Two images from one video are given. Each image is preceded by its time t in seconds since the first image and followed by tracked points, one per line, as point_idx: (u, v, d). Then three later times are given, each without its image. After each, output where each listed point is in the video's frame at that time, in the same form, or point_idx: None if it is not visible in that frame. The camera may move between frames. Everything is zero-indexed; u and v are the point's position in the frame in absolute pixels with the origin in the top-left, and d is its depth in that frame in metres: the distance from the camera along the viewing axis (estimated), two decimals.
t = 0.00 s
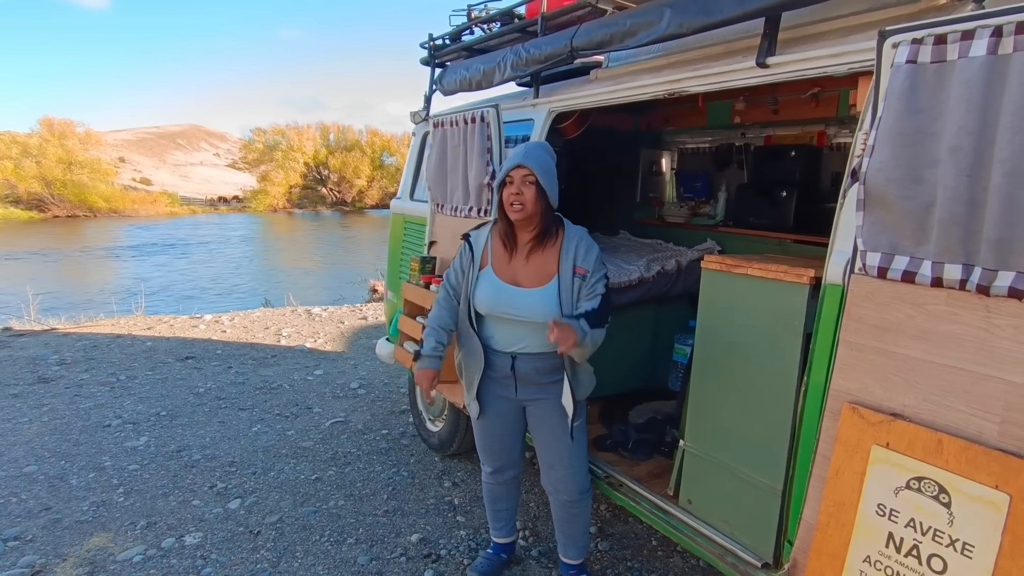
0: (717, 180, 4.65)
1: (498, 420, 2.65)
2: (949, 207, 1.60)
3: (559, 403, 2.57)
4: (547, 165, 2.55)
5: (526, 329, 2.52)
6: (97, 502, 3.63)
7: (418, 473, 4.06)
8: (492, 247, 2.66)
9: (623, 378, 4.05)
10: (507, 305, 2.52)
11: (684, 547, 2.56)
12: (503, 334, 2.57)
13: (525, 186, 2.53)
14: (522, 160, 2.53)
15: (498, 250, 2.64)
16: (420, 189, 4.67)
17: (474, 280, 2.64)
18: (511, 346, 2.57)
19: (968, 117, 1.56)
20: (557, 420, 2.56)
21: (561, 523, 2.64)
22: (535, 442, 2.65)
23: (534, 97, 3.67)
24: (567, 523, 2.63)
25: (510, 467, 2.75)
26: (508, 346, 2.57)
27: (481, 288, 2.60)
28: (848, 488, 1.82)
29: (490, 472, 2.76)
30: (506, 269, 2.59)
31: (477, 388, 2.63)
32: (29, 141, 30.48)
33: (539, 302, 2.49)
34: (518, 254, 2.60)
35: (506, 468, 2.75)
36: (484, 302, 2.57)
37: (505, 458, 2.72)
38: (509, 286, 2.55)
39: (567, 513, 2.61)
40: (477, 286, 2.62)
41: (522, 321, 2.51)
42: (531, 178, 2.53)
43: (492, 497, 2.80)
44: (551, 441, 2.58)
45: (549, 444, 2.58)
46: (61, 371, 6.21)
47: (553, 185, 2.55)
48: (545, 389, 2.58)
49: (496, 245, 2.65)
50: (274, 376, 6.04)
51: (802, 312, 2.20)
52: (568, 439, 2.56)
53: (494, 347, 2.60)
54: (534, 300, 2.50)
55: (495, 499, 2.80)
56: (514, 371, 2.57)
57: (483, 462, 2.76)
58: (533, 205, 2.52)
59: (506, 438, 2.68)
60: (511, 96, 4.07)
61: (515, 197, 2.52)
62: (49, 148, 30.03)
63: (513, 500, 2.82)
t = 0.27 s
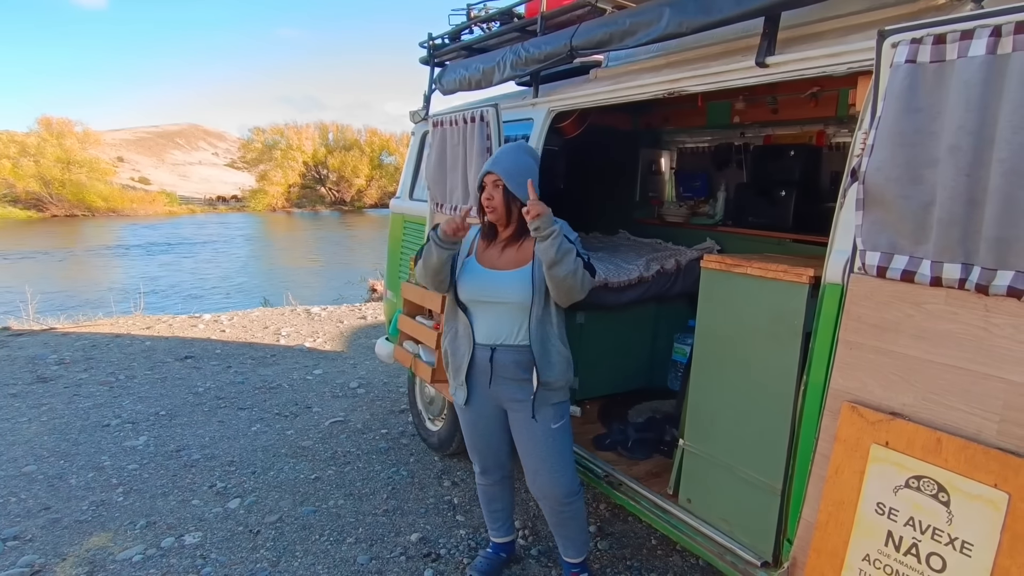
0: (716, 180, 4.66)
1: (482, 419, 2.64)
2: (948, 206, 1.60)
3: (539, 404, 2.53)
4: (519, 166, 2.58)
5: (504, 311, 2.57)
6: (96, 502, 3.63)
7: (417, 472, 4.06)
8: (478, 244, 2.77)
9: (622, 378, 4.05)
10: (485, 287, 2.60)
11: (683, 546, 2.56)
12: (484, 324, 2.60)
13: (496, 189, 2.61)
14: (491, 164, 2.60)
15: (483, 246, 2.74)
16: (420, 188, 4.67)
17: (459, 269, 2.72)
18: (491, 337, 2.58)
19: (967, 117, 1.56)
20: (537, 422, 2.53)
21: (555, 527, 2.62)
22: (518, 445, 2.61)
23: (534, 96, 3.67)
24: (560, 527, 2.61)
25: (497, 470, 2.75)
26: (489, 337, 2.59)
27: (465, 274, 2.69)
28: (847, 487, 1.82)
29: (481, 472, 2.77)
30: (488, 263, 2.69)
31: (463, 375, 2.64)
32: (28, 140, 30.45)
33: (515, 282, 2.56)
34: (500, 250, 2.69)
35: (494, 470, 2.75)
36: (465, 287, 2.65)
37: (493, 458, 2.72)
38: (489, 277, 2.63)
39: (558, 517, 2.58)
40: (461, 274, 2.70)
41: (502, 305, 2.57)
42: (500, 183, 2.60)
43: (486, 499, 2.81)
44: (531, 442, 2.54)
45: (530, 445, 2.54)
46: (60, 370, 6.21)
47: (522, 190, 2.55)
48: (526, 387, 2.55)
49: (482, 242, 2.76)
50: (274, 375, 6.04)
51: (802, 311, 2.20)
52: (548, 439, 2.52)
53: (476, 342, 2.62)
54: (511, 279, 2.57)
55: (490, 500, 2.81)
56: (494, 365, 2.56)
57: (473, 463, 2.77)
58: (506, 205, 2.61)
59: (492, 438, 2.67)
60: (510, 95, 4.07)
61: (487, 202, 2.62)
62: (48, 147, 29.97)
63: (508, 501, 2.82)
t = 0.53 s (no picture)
0: (717, 180, 4.67)
1: (480, 418, 2.65)
2: (950, 207, 1.60)
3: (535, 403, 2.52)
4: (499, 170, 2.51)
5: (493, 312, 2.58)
6: (98, 501, 3.64)
7: (419, 472, 4.07)
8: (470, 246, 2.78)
9: (623, 377, 4.06)
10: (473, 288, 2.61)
11: (685, 544, 2.56)
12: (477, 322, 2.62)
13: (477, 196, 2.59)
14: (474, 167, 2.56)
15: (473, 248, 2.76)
16: (421, 188, 4.68)
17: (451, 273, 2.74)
18: (484, 337, 2.60)
19: (969, 117, 1.56)
20: (534, 422, 2.52)
21: (555, 526, 2.63)
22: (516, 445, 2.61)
23: (535, 97, 3.68)
24: (560, 527, 2.62)
25: (496, 470, 2.75)
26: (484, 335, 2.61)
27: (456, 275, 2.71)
28: (849, 486, 1.82)
29: (481, 471, 2.77)
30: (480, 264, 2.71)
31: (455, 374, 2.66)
32: (27, 140, 30.44)
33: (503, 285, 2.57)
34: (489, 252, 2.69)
35: (494, 470, 2.75)
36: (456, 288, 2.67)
37: (492, 457, 2.72)
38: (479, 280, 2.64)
39: (556, 516, 2.59)
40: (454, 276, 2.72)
41: (490, 304, 2.58)
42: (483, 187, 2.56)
43: (488, 499, 2.82)
44: (527, 440, 2.54)
45: (526, 443, 2.54)
46: (61, 370, 6.21)
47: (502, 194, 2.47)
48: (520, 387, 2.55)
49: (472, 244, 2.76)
50: (275, 375, 6.05)
51: (803, 310, 2.21)
52: (542, 438, 2.52)
53: (471, 341, 2.63)
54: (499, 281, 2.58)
55: (491, 500, 2.82)
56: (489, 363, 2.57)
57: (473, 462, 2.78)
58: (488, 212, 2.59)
59: (490, 437, 2.67)
60: (512, 96, 4.07)
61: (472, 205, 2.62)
62: (48, 147, 29.96)
63: (509, 500, 2.83)
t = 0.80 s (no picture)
0: (718, 180, 4.67)
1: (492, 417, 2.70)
2: (953, 206, 1.61)
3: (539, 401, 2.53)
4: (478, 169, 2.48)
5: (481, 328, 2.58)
6: (100, 501, 3.64)
7: (420, 472, 4.07)
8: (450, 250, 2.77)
9: (625, 377, 4.06)
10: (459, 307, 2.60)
11: (686, 544, 2.56)
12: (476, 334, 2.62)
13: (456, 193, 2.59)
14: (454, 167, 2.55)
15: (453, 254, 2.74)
16: (422, 189, 4.68)
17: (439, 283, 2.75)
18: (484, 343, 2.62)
19: (971, 117, 1.57)
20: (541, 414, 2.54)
21: (561, 519, 2.64)
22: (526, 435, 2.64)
23: (536, 97, 3.68)
24: (566, 519, 2.63)
25: (504, 461, 2.75)
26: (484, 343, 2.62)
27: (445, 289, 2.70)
28: (851, 486, 1.83)
29: (488, 464, 2.77)
30: (457, 272, 2.68)
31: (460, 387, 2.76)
32: (27, 140, 30.44)
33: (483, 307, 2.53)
34: (464, 257, 2.66)
35: (501, 463, 2.75)
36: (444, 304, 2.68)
37: (500, 450, 2.73)
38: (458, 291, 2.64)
39: (565, 508, 2.60)
40: (439, 282, 2.74)
41: (477, 325, 2.57)
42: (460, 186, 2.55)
43: (492, 494, 2.81)
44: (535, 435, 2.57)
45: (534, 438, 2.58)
46: (62, 370, 6.21)
47: (477, 194, 2.47)
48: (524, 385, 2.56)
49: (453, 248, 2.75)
50: (276, 375, 6.05)
51: (805, 310, 2.21)
52: (548, 433, 2.54)
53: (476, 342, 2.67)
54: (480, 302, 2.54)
55: (495, 496, 2.81)
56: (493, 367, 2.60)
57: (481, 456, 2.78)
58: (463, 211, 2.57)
59: (500, 429, 2.70)
60: (513, 96, 4.07)
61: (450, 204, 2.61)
62: (47, 147, 29.95)
63: (513, 497, 2.82)
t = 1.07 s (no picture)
0: (718, 180, 4.67)
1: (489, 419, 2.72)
2: (952, 207, 1.61)
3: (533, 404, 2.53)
4: (477, 182, 2.45)
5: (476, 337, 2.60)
6: (100, 501, 3.64)
7: (420, 472, 4.07)
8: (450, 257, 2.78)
9: (624, 377, 4.07)
10: (456, 314, 2.64)
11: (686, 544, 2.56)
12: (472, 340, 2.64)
13: (454, 207, 2.54)
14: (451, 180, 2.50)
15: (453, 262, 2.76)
16: (422, 189, 4.68)
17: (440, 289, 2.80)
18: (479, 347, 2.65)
19: (971, 118, 1.57)
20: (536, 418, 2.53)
21: (560, 521, 2.63)
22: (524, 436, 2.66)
23: (537, 97, 3.68)
24: (564, 521, 2.63)
25: (505, 457, 2.76)
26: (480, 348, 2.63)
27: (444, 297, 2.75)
28: (851, 486, 1.83)
29: (488, 461, 2.79)
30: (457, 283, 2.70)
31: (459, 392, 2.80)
32: (27, 140, 30.44)
33: (479, 318, 2.54)
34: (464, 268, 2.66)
35: (503, 459, 2.76)
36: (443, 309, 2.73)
37: (500, 449, 2.74)
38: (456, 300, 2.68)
39: (561, 510, 2.60)
40: (440, 289, 2.79)
41: (472, 333, 2.59)
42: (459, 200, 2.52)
43: (494, 489, 2.82)
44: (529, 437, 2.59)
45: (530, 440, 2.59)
46: (63, 370, 6.21)
47: (480, 209, 2.44)
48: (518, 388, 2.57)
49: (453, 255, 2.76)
50: (276, 375, 6.06)
51: (805, 311, 2.21)
52: (542, 435, 2.54)
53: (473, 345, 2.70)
54: (476, 315, 2.55)
55: (496, 491, 2.82)
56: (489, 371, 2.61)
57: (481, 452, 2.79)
58: (462, 227, 2.53)
59: (498, 430, 2.71)
60: (513, 96, 4.07)
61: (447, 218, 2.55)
62: (48, 147, 29.95)
63: (514, 493, 2.82)
